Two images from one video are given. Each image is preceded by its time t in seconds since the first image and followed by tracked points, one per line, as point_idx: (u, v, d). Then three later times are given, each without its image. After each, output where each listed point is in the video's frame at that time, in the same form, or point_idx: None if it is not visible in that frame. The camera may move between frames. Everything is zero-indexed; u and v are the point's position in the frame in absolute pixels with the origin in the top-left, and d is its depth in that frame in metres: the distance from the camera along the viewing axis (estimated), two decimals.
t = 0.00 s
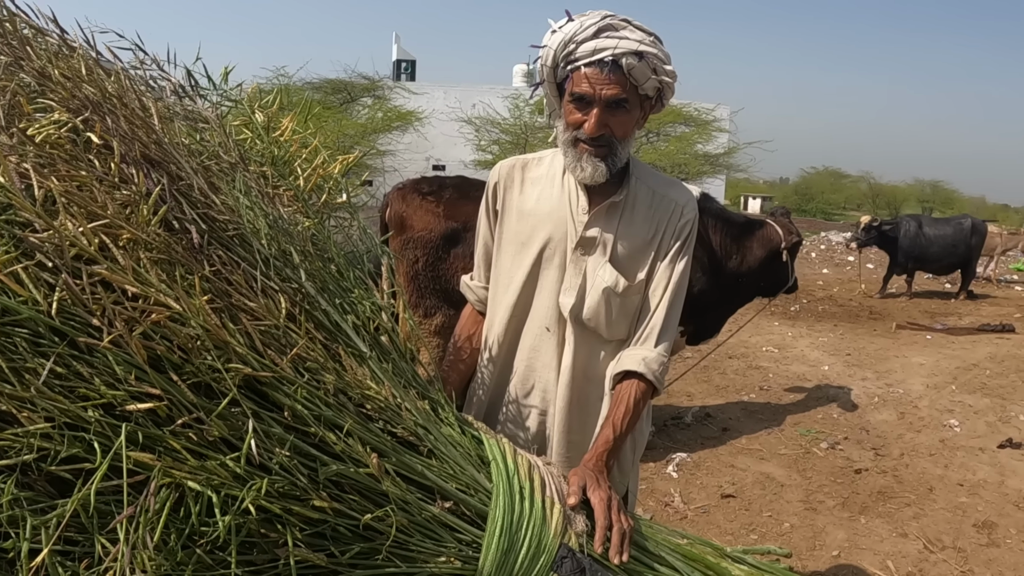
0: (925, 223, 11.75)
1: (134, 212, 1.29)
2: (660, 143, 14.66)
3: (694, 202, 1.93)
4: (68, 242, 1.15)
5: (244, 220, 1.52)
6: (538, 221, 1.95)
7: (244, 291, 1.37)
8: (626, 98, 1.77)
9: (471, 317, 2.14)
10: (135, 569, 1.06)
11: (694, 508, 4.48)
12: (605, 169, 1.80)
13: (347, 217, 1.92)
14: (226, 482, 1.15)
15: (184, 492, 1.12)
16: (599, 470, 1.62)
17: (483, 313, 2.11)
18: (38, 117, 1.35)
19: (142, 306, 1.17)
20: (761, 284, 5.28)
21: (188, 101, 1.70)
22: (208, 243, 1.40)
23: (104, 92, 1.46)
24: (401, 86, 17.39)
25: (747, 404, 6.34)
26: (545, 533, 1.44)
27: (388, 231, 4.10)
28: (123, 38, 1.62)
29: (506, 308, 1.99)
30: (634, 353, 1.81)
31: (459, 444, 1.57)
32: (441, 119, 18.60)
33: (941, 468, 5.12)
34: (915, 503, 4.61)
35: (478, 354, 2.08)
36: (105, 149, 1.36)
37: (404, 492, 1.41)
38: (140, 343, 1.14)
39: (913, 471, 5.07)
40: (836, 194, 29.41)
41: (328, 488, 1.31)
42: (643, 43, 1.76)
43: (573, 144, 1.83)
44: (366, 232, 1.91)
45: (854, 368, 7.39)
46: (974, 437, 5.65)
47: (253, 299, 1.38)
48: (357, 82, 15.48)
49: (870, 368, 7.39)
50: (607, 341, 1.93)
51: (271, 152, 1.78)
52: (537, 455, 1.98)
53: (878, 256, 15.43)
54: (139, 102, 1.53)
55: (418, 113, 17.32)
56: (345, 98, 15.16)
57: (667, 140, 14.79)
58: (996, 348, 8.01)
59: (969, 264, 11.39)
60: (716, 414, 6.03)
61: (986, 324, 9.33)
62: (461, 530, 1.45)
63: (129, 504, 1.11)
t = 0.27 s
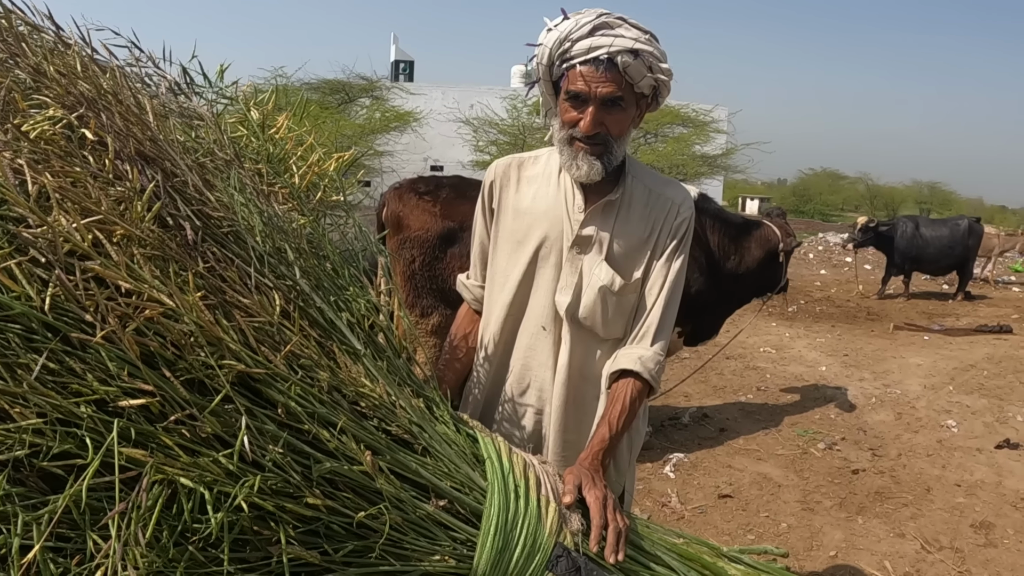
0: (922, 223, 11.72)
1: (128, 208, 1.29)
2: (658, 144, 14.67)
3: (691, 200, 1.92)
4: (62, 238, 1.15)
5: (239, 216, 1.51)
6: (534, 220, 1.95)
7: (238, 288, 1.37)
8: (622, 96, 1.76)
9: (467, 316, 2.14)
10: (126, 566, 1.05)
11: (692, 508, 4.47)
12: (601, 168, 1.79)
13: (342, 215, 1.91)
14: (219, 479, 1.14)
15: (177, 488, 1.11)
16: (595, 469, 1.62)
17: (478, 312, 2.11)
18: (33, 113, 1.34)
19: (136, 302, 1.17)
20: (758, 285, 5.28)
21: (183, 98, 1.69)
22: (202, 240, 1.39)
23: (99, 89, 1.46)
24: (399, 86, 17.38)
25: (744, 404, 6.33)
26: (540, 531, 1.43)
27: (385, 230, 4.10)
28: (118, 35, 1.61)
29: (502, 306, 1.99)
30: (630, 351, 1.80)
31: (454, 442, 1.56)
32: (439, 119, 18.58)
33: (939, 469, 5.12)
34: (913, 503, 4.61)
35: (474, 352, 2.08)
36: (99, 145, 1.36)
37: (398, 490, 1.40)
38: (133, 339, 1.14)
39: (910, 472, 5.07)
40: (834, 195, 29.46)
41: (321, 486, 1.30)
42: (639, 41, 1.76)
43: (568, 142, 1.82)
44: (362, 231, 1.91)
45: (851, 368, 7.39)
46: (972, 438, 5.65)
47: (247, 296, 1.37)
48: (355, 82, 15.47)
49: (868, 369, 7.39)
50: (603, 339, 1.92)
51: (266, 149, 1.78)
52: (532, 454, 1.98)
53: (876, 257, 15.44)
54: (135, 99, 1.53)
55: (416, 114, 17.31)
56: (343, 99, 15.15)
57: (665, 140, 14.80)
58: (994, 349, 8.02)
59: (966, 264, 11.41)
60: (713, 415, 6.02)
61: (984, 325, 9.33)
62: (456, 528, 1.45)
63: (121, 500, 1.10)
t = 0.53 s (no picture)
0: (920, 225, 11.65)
1: (123, 205, 1.29)
2: (656, 145, 14.68)
3: (686, 199, 1.93)
4: (57, 235, 1.15)
5: (234, 214, 1.51)
6: (529, 219, 1.95)
7: (232, 286, 1.37)
8: (617, 96, 1.76)
9: (463, 314, 2.14)
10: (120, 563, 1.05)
11: (688, 508, 4.48)
12: (596, 167, 1.79)
13: (338, 214, 1.91)
14: (213, 476, 1.14)
15: (171, 485, 1.11)
16: (590, 468, 1.62)
17: (474, 311, 2.11)
18: (29, 111, 1.34)
19: (130, 299, 1.16)
20: (755, 284, 5.29)
21: (179, 96, 1.69)
22: (196, 237, 1.39)
23: (95, 87, 1.46)
24: (397, 87, 17.38)
25: (741, 405, 6.34)
26: (535, 530, 1.43)
27: (380, 230, 4.11)
28: (114, 33, 1.61)
29: (497, 305, 1.99)
30: (626, 350, 1.80)
31: (448, 441, 1.56)
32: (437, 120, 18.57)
33: (935, 469, 5.12)
34: (909, 503, 4.62)
35: (470, 351, 2.08)
36: (95, 142, 1.36)
37: (393, 487, 1.40)
38: (127, 336, 1.14)
39: (907, 472, 5.07)
40: (831, 196, 29.52)
41: (315, 483, 1.30)
42: (634, 41, 1.76)
43: (564, 141, 1.82)
44: (357, 229, 1.91)
45: (848, 369, 7.39)
46: (968, 438, 5.66)
47: (242, 293, 1.37)
48: (353, 83, 15.47)
49: (865, 369, 7.40)
50: (599, 338, 1.92)
51: (262, 148, 1.78)
52: (528, 453, 1.98)
53: (874, 258, 15.46)
54: (131, 97, 1.53)
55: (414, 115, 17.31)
56: (341, 99, 15.15)
57: (662, 141, 14.81)
58: (991, 350, 8.03)
59: (962, 265, 11.44)
60: (710, 415, 6.03)
61: (981, 325, 9.35)
62: (450, 527, 1.45)
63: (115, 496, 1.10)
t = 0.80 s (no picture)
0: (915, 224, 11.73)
1: (117, 202, 1.27)
2: (654, 146, 14.68)
3: (685, 197, 1.92)
4: (49, 231, 1.13)
5: (228, 212, 1.50)
6: (527, 217, 1.94)
7: (226, 284, 1.35)
8: (616, 93, 1.75)
9: (460, 314, 2.13)
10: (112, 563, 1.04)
11: (686, 509, 4.47)
12: (595, 164, 1.78)
13: (334, 213, 1.90)
14: (206, 475, 1.13)
15: (163, 485, 1.10)
16: (587, 468, 1.60)
17: (471, 310, 2.10)
18: (22, 107, 1.33)
19: (123, 296, 1.15)
20: (753, 283, 5.29)
21: (174, 94, 1.68)
22: (191, 235, 1.38)
23: (90, 84, 1.45)
24: (395, 88, 17.38)
25: (739, 405, 6.33)
26: (532, 531, 1.42)
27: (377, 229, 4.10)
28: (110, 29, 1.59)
29: (495, 304, 1.97)
30: (624, 350, 1.79)
31: (445, 440, 1.55)
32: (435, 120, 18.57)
33: (934, 470, 5.11)
34: (908, 504, 4.61)
35: (466, 351, 2.06)
36: (88, 140, 1.35)
37: (388, 488, 1.39)
38: (120, 333, 1.12)
39: (906, 472, 5.06)
40: (829, 197, 29.56)
41: (310, 483, 1.29)
42: (632, 38, 1.75)
43: (562, 139, 1.81)
44: (353, 228, 1.90)
45: (846, 370, 7.39)
46: (967, 439, 5.65)
47: (236, 291, 1.36)
48: (351, 84, 15.47)
49: (863, 370, 7.40)
50: (597, 338, 1.91)
51: (258, 146, 1.77)
52: (525, 453, 1.97)
53: (872, 258, 15.47)
54: (125, 94, 1.52)
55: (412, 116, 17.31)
56: (339, 100, 15.14)
57: (660, 142, 14.81)
58: (989, 350, 8.02)
59: (959, 265, 11.45)
60: (708, 416, 6.02)
61: (979, 326, 9.35)
62: (446, 527, 1.43)
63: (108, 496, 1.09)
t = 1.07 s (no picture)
0: (913, 225, 11.74)
1: (120, 206, 1.29)
2: (652, 147, 14.71)
3: (683, 201, 1.93)
4: (53, 236, 1.15)
5: (231, 215, 1.52)
6: (527, 220, 1.95)
7: (229, 287, 1.36)
8: (615, 97, 1.77)
9: (460, 316, 2.14)
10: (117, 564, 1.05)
11: (685, 510, 4.48)
12: (594, 167, 1.79)
13: (334, 215, 1.91)
14: (210, 477, 1.14)
15: (168, 487, 1.11)
16: (587, 470, 1.62)
17: (471, 312, 2.11)
18: (26, 112, 1.34)
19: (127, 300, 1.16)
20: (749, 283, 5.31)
21: (176, 98, 1.69)
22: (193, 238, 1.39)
23: (92, 88, 1.46)
24: (393, 89, 17.39)
25: (737, 407, 6.35)
26: (532, 532, 1.43)
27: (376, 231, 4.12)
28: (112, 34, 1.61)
29: (495, 306, 1.99)
30: (623, 352, 1.80)
31: (445, 442, 1.56)
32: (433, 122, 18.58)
33: (932, 471, 5.13)
34: (906, 505, 4.62)
35: (466, 353, 2.08)
36: (92, 144, 1.36)
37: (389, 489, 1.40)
38: (124, 336, 1.13)
39: (904, 473, 5.08)
40: (827, 198, 29.61)
41: (312, 484, 1.30)
42: (632, 42, 1.77)
43: (562, 142, 1.82)
44: (354, 231, 1.91)
45: (844, 371, 7.41)
46: (964, 439, 5.67)
47: (238, 294, 1.37)
48: (349, 85, 15.47)
49: (861, 371, 7.42)
50: (596, 340, 1.92)
51: (259, 149, 1.78)
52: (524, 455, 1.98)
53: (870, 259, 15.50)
54: (127, 98, 1.53)
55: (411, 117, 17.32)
56: (337, 101, 15.14)
57: (659, 143, 14.84)
58: (987, 351, 8.05)
59: (957, 266, 11.48)
60: (706, 417, 6.03)
61: (977, 327, 9.37)
62: (447, 528, 1.45)
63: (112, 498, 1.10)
